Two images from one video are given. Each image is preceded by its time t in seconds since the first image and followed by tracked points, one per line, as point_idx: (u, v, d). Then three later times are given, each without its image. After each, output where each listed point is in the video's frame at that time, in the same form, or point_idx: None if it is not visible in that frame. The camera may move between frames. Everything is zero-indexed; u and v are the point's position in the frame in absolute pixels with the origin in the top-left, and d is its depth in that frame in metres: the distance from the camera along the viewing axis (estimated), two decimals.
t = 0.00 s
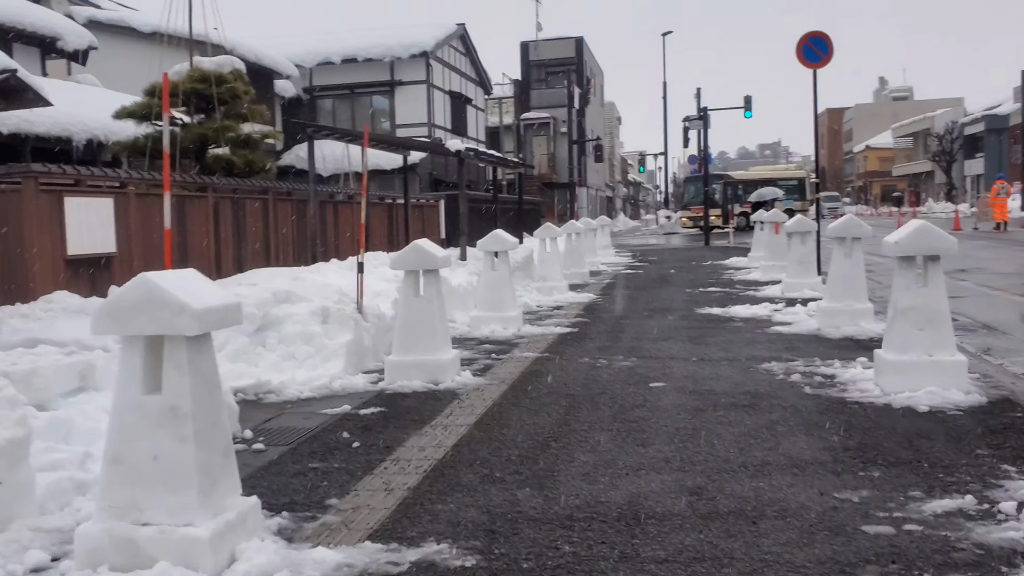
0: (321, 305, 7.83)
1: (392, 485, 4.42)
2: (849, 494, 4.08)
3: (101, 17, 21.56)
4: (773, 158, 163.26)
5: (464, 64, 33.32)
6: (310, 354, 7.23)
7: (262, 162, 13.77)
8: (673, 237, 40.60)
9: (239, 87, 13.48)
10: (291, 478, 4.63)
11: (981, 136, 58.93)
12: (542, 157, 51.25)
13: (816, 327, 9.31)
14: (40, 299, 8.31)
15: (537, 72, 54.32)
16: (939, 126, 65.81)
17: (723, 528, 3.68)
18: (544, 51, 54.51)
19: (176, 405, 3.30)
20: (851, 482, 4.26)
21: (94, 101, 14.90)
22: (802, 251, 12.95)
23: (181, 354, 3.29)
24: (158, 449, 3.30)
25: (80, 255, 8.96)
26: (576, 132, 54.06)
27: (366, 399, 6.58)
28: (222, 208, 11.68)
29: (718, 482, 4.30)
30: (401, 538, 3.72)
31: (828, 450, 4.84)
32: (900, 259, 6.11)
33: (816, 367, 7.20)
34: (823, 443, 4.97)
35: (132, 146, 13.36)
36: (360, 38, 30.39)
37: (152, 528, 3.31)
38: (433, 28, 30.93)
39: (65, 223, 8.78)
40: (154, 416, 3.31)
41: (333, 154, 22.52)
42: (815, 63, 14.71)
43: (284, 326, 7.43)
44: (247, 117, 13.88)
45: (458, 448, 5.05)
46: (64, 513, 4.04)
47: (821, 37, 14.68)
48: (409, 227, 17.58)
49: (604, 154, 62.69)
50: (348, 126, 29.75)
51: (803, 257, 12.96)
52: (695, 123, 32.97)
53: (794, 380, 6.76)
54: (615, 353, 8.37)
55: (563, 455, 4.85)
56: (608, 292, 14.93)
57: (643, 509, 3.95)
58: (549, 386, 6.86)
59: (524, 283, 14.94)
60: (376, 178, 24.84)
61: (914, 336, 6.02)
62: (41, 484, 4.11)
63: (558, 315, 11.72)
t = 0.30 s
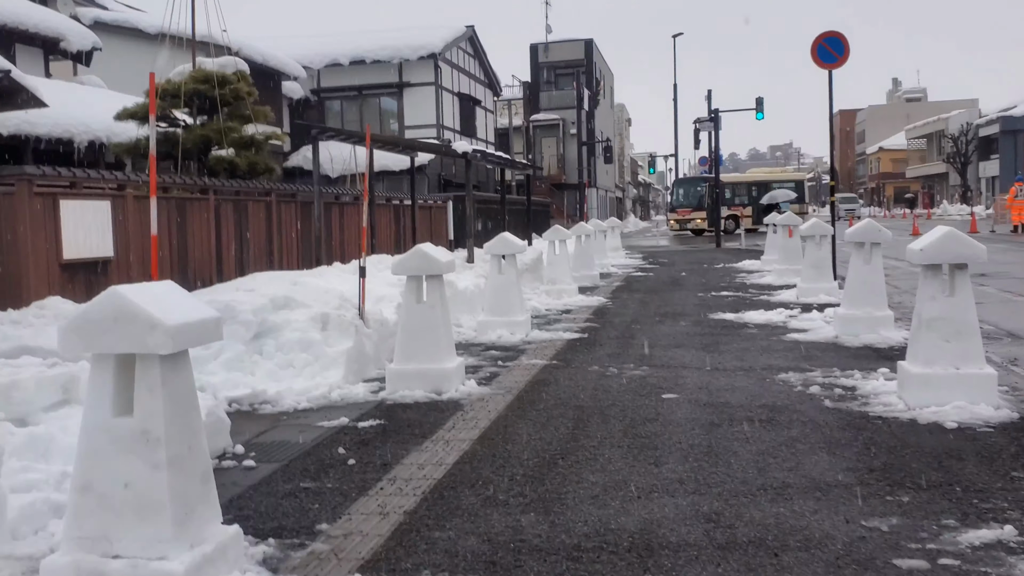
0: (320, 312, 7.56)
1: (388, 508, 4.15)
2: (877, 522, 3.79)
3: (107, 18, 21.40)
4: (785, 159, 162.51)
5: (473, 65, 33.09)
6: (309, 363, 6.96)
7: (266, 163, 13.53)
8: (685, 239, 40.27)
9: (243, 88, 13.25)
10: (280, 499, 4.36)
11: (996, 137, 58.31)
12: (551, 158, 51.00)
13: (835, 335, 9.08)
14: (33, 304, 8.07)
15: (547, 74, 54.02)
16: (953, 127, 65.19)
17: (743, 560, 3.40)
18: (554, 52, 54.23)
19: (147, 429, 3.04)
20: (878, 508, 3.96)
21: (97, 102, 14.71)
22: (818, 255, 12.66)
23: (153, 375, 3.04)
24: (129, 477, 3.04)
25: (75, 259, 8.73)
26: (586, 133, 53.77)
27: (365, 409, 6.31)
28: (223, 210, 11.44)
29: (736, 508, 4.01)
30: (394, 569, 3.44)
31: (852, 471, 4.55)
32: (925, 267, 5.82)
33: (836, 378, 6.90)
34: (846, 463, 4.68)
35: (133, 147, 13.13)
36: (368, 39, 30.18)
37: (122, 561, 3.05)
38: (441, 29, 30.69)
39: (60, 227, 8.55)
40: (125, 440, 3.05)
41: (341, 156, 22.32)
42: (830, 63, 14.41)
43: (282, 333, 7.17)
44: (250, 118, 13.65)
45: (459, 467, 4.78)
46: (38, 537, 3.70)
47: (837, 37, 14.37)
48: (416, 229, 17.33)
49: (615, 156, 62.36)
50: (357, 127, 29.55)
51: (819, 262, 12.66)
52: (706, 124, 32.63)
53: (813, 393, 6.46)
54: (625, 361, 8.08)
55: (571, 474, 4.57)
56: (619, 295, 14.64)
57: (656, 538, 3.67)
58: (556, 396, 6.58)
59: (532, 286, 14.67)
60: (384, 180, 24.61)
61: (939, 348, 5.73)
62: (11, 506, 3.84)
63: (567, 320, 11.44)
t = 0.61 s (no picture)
0: (319, 318, 7.30)
1: (381, 530, 3.90)
2: (908, 548, 3.51)
3: (113, 19, 21.25)
4: (796, 162, 161.73)
5: (481, 67, 32.87)
6: (307, 370, 6.70)
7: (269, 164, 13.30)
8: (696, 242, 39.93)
9: (246, 88, 13.03)
10: (268, 519, 4.10)
11: (1011, 139, 57.72)
12: (561, 160, 50.77)
13: (852, 343, 8.82)
14: (26, 309, 7.86)
15: (556, 75, 53.72)
16: (967, 129, 64.59)
17: None
18: (563, 54, 53.94)
19: (111, 449, 2.81)
20: (908, 533, 3.68)
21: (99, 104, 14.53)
22: (833, 258, 12.39)
23: (117, 390, 2.82)
24: (91, 501, 2.81)
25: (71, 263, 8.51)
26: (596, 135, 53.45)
27: (364, 419, 6.06)
28: (226, 212, 11.20)
29: (752, 532, 3.74)
30: None
31: (876, 491, 4.27)
32: (951, 273, 5.53)
33: (856, 389, 6.62)
34: (870, 482, 4.41)
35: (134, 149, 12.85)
36: (376, 40, 29.98)
37: None
38: (449, 30, 30.48)
39: (55, 229, 8.33)
40: (87, 460, 2.82)
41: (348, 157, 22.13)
42: (843, 63, 14.10)
43: (279, 339, 6.92)
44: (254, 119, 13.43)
45: (458, 484, 4.53)
46: (5, 561, 3.45)
47: (850, 35, 14.06)
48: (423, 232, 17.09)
49: (625, 158, 62.06)
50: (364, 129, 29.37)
51: (834, 266, 12.38)
52: (717, 125, 32.28)
53: (833, 405, 6.17)
54: (635, 369, 7.82)
55: (575, 493, 4.31)
56: (629, 300, 14.36)
57: (667, 566, 3.40)
58: (563, 407, 6.31)
59: (540, 291, 14.41)
60: (392, 182, 24.42)
61: (966, 358, 5.45)
62: None
63: (575, 326, 11.17)
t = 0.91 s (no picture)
0: (316, 324, 7.01)
1: (371, 557, 3.60)
2: None
3: (119, 21, 21.09)
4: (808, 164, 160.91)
5: (491, 68, 32.63)
6: (303, 379, 6.42)
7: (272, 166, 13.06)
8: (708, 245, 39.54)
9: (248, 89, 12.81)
10: (251, 544, 3.81)
11: None
12: (571, 162, 50.45)
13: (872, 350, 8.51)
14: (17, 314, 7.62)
15: (566, 76, 53.41)
16: (983, 131, 63.87)
17: None
18: (574, 55, 53.58)
19: (64, 475, 2.55)
20: (945, 564, 3.37)
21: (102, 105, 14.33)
22: (849, 262, 12.08)
23: (69, 411, 2.56)
24: (42, 532, 2.55)
25: (64, 267, 8.27)
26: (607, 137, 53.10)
27: (361, 431, 5.76)
28: (226, 214, 10.94)
29: (774, 561, 3.42)
30: None
31: (906, 514, 3.95)
32: (981, 278, 5.22)
33: (878, 400, 6.31)
34: (899, 505, 4.09)
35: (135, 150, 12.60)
36: (385, 41, 29.75)
37: None
38: (459, 31, 30.25)
39: (48, 232, 8.09)
40: (37, 487, 2.56)
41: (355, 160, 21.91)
42: (860, 61, 13.79)
43: (274, 347, 6.62)
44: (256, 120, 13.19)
45: (456, 505, 4.23)
46: None
47: (867, 33, 13.74)
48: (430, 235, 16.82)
49: (636, 160, 61.70)
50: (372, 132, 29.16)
51: (851, 270, 12.05)
52: (729, 127, 31.88)
53: (855, 418, 5.86)
54: (646, 378, 7.51)
55: (582, 515, 4.01)
56: (640, 305, 14.05)
57: None
58: (569, 420, 6.00)
59: (548, 295, 14.13)
60: (400, 185, 24.18)
61: (998, 368, 5.14)
62: None
63: (584, 331, 10.86)
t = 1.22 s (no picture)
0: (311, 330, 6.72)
1: None
2: None
3: (123, 21, 20.92)
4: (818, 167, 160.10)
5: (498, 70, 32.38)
6: (296, 388, 6.12)
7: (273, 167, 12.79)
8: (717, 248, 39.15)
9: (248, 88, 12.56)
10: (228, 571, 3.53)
11: None
12: (580, 165, 50.17)
13: (890, 358, 8.23)
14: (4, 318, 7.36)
15: (575, 78, 53.12)
16: (994, 133, 63.33)
17: None
18: (582, 57, 53.31)
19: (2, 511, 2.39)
20: None
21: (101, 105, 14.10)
22: (864, 266, 11.77)
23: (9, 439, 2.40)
24: None
25: (54, 271, 8.01)
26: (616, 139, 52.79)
27: (355, 444, 5.47)
28: (225, 216, 10.68)
29: None
30: None
31: (938, 543, 3.64)
32: (1012, 285, 4.91)
33: (899, 414, 5.99)
34: (929, 532, 3.77)
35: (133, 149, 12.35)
36: (391, 42, 29.53)
37: None
38: (466, 32, 30.00)
39: (38, 234, 7.83)
40: None
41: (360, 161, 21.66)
42: (875, 60, 13.57)
43: (267, 355, 6.33)
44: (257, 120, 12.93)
45: (450, 529, 3.93)
46: None
47: (884, 33, 13.50)
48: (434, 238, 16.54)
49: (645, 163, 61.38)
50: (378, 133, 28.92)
51: (866, 274, 11.74)
52: (739, 128, 31.54)
53: (877, 433, 5.54)
54: (655, 388, 7.20)
55: (586, 542, 3.71)
56: (648, 309, 13.74)
57: None
58: (574, 433, 5.69)
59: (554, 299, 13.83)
60: (406, 187, 23.94)
61: None
62: None
63: (591, 337, 10.56)
